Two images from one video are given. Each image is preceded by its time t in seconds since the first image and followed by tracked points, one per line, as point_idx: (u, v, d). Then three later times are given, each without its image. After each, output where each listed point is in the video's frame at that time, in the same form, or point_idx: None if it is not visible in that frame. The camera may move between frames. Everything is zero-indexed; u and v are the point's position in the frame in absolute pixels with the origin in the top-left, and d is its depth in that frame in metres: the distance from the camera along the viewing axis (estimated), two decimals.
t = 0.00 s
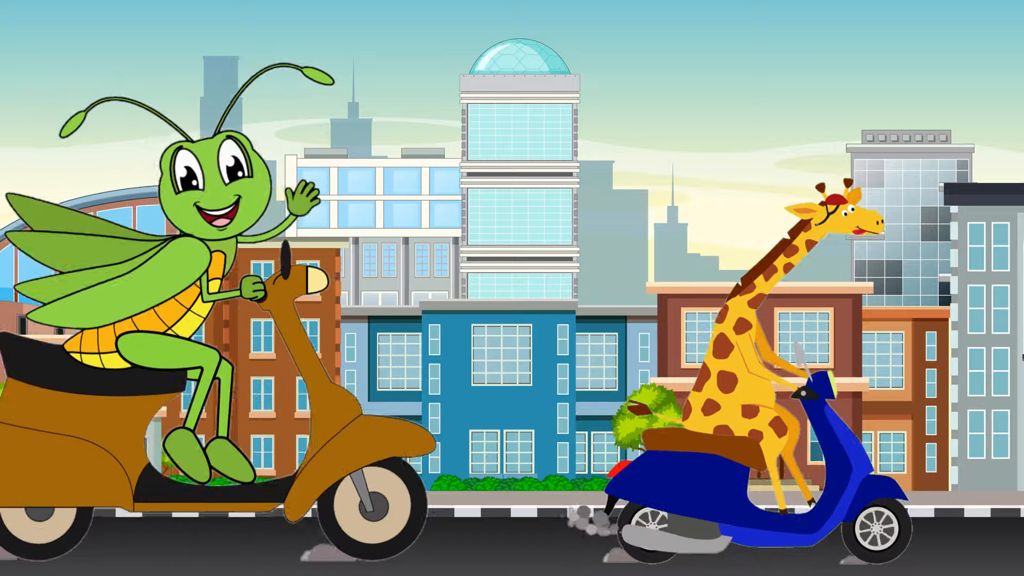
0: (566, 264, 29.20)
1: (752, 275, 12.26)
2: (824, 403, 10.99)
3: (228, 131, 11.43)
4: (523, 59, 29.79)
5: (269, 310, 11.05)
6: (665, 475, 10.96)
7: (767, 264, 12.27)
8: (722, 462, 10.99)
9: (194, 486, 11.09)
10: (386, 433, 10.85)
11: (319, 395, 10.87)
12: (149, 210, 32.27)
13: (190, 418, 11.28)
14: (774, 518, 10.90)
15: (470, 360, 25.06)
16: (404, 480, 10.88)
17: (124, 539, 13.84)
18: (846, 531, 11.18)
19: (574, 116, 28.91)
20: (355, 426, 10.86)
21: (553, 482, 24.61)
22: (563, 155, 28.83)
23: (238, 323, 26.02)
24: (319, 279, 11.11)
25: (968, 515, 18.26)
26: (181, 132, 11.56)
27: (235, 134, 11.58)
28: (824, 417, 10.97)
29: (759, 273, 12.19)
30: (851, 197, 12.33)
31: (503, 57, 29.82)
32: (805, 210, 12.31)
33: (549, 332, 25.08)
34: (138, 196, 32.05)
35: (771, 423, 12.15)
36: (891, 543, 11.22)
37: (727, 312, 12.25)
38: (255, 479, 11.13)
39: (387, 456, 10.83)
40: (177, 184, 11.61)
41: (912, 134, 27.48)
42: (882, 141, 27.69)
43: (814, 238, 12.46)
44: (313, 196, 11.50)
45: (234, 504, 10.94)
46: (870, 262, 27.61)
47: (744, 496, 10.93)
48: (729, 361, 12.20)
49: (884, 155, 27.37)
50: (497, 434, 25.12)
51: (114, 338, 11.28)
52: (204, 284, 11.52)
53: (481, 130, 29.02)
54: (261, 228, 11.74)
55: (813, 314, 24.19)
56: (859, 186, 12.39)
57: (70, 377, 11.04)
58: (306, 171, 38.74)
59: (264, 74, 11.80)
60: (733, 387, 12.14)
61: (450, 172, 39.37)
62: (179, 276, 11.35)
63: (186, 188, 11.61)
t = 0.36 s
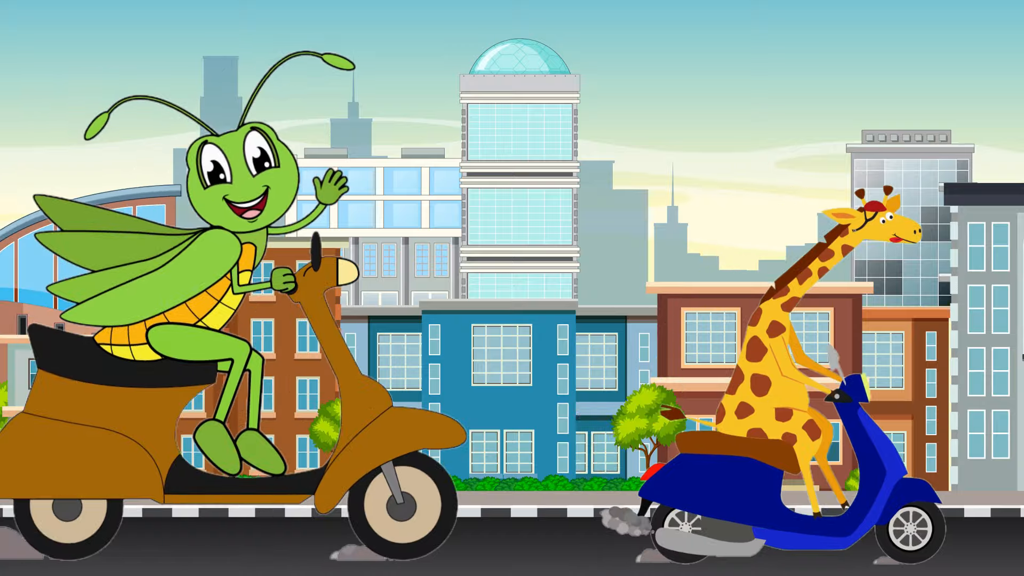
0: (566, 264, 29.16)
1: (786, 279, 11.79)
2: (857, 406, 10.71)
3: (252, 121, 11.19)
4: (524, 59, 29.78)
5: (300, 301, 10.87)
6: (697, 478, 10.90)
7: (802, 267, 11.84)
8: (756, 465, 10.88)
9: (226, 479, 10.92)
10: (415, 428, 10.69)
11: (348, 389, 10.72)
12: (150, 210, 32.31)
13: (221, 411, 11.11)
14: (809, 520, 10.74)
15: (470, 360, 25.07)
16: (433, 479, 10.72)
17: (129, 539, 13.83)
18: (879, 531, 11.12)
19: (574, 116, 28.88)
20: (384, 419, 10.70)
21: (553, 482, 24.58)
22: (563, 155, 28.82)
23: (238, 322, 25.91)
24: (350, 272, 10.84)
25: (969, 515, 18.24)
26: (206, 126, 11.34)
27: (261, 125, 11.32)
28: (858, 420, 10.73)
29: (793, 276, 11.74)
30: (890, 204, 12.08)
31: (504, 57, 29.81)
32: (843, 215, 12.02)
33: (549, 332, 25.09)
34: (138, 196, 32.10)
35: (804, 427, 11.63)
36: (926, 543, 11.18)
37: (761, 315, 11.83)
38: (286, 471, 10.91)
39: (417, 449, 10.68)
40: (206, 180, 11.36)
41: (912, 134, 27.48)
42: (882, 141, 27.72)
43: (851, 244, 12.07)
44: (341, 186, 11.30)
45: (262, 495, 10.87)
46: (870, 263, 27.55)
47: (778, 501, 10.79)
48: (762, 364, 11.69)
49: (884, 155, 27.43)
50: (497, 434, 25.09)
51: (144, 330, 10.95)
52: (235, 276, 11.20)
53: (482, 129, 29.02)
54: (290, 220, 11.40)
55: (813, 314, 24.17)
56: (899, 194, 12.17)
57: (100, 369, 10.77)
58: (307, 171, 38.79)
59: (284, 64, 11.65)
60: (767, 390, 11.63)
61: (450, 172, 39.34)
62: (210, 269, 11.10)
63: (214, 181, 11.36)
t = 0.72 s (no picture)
0: (566, 264, 29.12)
1: (821, 274, 11.44)
2: (892, 402, 10.76)
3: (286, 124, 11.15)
4: (523, 59, 29.75)
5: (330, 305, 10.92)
6: (732, 474, 10.76)
7: (838, 262, 11.48)
8: (791, 460, 10.75)
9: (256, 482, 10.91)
10: (447, 428, 10.67)
11: (381, 391, 10.75)
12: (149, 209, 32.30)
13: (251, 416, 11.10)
14: (843, 516, 10.70)
15: (470, 360, 25.08)
16: (465, 479, 10.70)
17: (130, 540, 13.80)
18: (912, 531, 11.11)
19: (574, 116, 28.85)
20: (416, 421, 10.70)
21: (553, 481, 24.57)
22: (563, 155, 28.83)
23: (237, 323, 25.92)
24: (380, 273, 10.96)
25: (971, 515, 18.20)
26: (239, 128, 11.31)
27: (294, 128, 11.30)
28: (892, 417, 10.76)
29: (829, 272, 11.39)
30: (930, 204, 11.73)
31: (504, 57, 29.79)
32: (883, 212, 11.63)
33: (549, 332, 25.09)
34: (138, 196, 32.08)
35: (839, 422, 11.23)
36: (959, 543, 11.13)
37: (795, 310, 11.48)
38: (316, 472, 11.03)
39: (449, 451, 10.66)
40: (237, 182, 11.33)
41: (912, 134, 27.48)
42: (882, 141, 27.73)
43: (887, 242, 11.73)
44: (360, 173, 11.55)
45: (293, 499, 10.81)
46: (869, 263, 27.51)
47: (813, 497, 10.71)
48: (796, 359, 11.38)
49: (884, 155, 27.46)
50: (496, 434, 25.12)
51: (174, 333, 10.94)
52: (265, 279, 11.13)
53: (481, 130, 29.05)
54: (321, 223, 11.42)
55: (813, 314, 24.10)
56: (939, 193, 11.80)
57: (129, 371, 10.72)
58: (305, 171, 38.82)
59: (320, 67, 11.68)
60: (800, 386, 11.34)
61: (450, 172, 39.33)
62: (239, 271, 11.04)
63: (246, 184, 11.32)
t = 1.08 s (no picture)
0: (566, 264, 29.12)
1: (854, 277, 11.80)
2: (926, 404, 10.83)
3: (323, 128, 11.27)
4: (523, 59, 29.75)
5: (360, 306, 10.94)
6: (765, 476, 10.87)
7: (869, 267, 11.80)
8: (824, 462, 10.79)
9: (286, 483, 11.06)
10: (479, 428, 10.70)
11: (410, 392, 10.76)
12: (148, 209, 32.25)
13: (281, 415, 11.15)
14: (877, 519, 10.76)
15: (470, 360, 25.07)
16: (496, 479, 10.72)
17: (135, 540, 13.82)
18: (946, 531, 11.15)
19: (574, 116, 28.84)
20: (446, 422, 10.72)
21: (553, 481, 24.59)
22: (563, 155, 28.84)
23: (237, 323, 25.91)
24: (410, 275, 10.85)
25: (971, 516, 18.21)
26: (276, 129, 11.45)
27: (330, 132, 11.43)
28: (926, 418, 10.82)
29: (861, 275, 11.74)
30: (960, 205, 12.13)
31: (504, 57, 29.79)
32: (913, 214, 12.04)
33: (549, 332, 25.08)
34: (137, 195, 32.01)
35: (872, 425, 11.76)
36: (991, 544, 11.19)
37: (829, 314, 11.79)
38: (345, 475, 11.05)
39: (480, 452, 10.67)
40: (270, 181, 11.44)
41: (912, 134, 27.49)
42: (882, 141, 27.73)
43: (918, 244, 12.15)
44: (397, 184, 11.55)
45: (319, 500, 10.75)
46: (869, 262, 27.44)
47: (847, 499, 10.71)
48: (830, 362, 11.73)
49: (884, 155, 27.45)
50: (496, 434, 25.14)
51: (205, 336, 11.11)
52: (296, 282, 11.35)
53: (481, 130, 29.05)
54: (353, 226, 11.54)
55: (813, 314, 24.02)
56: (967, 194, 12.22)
57: (159, 374, 10.80)
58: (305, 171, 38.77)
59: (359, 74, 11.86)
60: (834, 388, 11.70)
61: (450, 172, 39.35)
62: (270, 276, 11.17)
63: (278, 184, 11.43)
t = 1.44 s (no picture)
0: (566, 264, 29.10)
1: (887, 278, 11.66)
2: (959, 404, 10.69)
3: (359, 120, 11.11)
4: (523, 59, 29.76)
5: (391, 299, 10.93)
6: (798, 477, 10.90)
7: (904, 265, 11.65)
8: (857, 463, 10.89)
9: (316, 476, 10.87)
10: (509, 424, 10.65)
11: (441, 386, 10.70)
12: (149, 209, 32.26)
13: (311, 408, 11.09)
14: (911, 519, 10.76)
15: (470, 359, 25.07)
16: (528, 478, 10.72)
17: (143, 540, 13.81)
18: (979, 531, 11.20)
19: (574, 116, 28.81)
20: (474, 416, 10.69)
21: (553, 481, 24.59)
22: (563, 155, 28.86)
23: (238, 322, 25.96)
24: (441, 267, 10.88)
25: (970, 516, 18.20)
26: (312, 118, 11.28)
27: (366, 124, 11.28)
28: (960, 421, 10.70)
29: (893, 276, 11.61)
30: (989, 200, 11.91)
31: (504, 57, 29.80)
32: (942, 212, 11.81)
33: (549, 332, 25.10)
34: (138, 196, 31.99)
35: (906, 425, 11.41)
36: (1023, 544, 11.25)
37: (861, 314, 11.64)
38: (376, 467, 10.92)
39: (510, 447, 10.65)
40: (303, 171, 11.30)
41: (912, 134, 27.54)
42: (882, 141, 27.77)
43: (950, 242, 11.91)
44: (434, 187, 11.94)
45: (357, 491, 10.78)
46: (870, 262, 27.46)
47: (879, 500, 10.79)
48: (864, 362, 11.51)
49: (884, 155, 27.47)
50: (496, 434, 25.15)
51: (234, 327, 10.93)
52: (327, 272, 11.16)
53: (481, 130, 29.04)
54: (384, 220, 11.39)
55: (813, 314, 24.04)
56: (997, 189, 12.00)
57: (189, 366, 10.77)
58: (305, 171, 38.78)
59: (399, 67, 11.68)
60: (868, 389, 11.48)
61: (451, 172, 39.35)
62: (300, 264, 11.13)
63: (311, 174, 11.29)
